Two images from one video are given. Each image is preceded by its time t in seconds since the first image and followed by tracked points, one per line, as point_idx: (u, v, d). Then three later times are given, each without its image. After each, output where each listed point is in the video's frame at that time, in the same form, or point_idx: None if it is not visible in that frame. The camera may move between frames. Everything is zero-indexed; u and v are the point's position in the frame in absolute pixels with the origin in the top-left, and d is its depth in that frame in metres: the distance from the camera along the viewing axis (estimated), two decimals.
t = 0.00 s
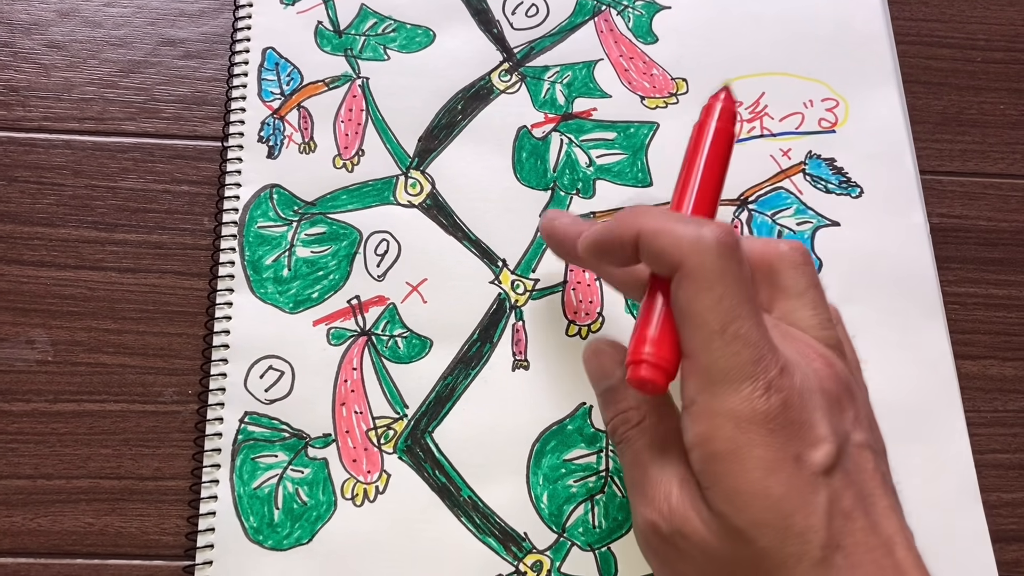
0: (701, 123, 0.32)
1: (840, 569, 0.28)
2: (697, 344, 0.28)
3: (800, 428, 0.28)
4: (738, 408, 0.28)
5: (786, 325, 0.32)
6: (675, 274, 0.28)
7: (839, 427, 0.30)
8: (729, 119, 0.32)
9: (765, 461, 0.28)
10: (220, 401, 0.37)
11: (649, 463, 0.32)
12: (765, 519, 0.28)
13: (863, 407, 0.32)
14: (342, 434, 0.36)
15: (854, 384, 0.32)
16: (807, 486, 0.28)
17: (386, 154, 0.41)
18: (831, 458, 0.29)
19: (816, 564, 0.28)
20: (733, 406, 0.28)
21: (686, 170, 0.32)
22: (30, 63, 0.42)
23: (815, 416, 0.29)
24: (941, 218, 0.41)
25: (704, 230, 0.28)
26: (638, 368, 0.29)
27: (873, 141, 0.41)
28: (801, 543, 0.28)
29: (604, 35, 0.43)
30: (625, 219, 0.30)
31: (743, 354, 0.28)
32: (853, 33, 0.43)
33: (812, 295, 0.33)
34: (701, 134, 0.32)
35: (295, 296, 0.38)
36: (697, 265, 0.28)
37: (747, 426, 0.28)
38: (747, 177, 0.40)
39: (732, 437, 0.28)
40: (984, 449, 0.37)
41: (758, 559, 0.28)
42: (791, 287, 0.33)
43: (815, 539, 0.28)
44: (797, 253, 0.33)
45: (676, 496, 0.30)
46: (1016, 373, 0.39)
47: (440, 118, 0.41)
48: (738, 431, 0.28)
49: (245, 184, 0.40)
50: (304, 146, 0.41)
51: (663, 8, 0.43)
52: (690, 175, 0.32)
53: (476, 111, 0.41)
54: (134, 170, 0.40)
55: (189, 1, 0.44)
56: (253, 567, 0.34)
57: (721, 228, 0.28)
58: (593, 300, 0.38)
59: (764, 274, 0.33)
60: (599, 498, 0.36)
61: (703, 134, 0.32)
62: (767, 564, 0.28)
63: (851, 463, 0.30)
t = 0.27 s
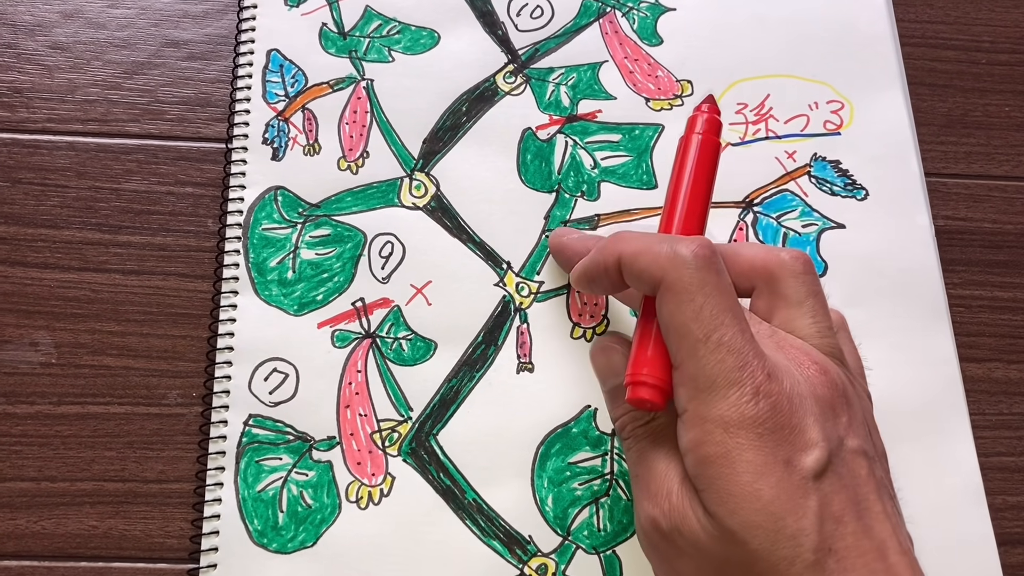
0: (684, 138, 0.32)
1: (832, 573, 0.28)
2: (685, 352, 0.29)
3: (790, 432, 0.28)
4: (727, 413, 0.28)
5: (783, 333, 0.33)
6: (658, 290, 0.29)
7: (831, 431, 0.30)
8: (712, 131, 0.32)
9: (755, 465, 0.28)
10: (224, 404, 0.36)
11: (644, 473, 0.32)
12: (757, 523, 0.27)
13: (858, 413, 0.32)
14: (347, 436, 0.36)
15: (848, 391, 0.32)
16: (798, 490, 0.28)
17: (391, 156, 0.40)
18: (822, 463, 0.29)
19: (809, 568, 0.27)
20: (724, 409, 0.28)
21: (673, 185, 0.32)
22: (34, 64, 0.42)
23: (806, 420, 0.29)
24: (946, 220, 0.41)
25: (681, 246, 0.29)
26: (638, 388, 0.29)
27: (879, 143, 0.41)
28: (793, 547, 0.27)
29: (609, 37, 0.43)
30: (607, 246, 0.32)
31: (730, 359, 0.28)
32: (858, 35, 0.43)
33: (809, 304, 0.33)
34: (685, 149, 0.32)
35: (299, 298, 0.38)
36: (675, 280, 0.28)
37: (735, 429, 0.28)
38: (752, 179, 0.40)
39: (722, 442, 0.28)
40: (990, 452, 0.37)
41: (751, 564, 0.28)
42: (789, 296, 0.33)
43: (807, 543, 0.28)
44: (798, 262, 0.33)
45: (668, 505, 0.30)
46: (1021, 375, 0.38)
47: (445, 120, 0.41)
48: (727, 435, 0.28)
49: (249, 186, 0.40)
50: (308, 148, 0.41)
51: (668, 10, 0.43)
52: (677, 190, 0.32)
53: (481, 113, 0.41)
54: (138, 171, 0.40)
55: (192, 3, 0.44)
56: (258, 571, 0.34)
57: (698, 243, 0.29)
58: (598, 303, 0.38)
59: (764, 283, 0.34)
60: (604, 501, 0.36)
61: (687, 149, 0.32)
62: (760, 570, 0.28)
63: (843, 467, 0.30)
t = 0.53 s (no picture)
0: (683, 137, 0.33)
1: (827, 567, 0.28)
2: (681, 347, 0.29)
3: (785, 427, 0.29)
4: (723, 407, 0.28)
5: (781, 331, 0.33)
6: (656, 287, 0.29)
7: (827, 427, 0.30)
8: (711, 132, 0.32)
9: (750, 458, 0.28)
10: (224, 403, 0.37)
11: (643, 468, 0.32)
12: (752, 516, 0.28)
13: (855, 410, 0.32)
14: (346, 435, 0.37)
15: (846, 389, 0.32)
16: (793, 484, 0.28)
17: (390, 157, 0.41)
18: (817, 458, 0.29)
19: (804, 561, 0.28)
20: (720, 404, 0.28)
21: (673, 183, 0.33)
22: (34, 65, 0.43)
23: (801, 416, 0.29)
24: (942, 221, 0.41)
25: (678, 242, 0.29)
26: (637, 383, 0.30)
27: (876, 144, 0.41)
28: (787, 539, 0.28)
29: (607, 38, 0.43)
30: (607, 245, 0.32)
31: (726, 354, 0.28)
32: (855, 36, 0.43)
33: (808, 302, 0.33)
34: (684, 148, 0.32)
35: (299, 298, 0.38)
36: (673, 276, 0.29)
37: (730, 423, 0.28)
38: (749, 179, 0.40)
39: (718, 435, 0.28)
40: (985, 451, 0.37)
41: (746, 556, 0.28)
42: (789, 294, 0.33)
43: (801, 536, 0.28)
44: (797, 261, 0.33)
45: (665, 498, 0.30)
46: (1017, 375, 0.39)
47: (444, 120, 0.41)
48: (722, 428, 0.28)
49: (249, 186, 0.40)
50: (308, 149, 0.41)
51: (666, 11, 0.43)
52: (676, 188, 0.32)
53: (480, 114, 0.41)
54: (139, 172, 0.41)
55: (192, 4, 0.44)
56: (257, 569, 0.34)
57: (695, 240, 0.29)
58: (596, 303, 0.39)
59: (763, 281, 0.34)
60: (602, 499, 0.36)
61: (686, 148, 0.32)
62: (755, 562, 0.28)
63: (838, 463, 0.30)
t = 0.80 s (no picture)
0: (754, 118, 0.32)
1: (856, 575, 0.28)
2: (738, 343, 0.29)
3: (833, 434, 0.29)
4: (776, 409, 0.28)
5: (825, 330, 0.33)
6: (721, 273, 0.29)
7: (870, 437, 0.30)
8: (784, 113, 0.32)
9: (798, 463, 0.28)
10: (220, 401, 0.37)
11: (672, 456, 0.32)
12: (792, 520, 0.28)
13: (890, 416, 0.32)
14: (343, 434, 0.37)
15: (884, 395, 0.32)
16: (834, 492, 0.28)
17: (387, 155, 0.41)
18: (858, 468, 0.29)
19: (837, 568, 0.28)
20: (774, 406, 0.28)
21: (737, 165, 0.32)
22: (32, 64, 0.43)
23: (850, 425, 0.29)
24: (938, 219, 0.41)
25: (750, 232, 0.29)
26: (678, 369, 0.29)
27: (872, 143, 0.41)
28: (822, 546, 0.28)
29: (603, 37, 0.43)
30: (670, 220, 0.31)
31: (785, 356, 0.28)
32: (852, 35, 0.43)
33: (849, 304, 0.33)
34: (754, 128, 0.32)
35: (295, 297, 0.38)
36: (742, 266, 0.28)
37: (782, 426, 0.28)
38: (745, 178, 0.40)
39: (767, 437, 0.28)
40: (981, 449, 0.37)
41: (779, 558, 0.28)
42: (831, 294, 0.33)
43: (836, 544, 0.28)
44: (840, 261, 0.34)
45: (700, 491, 0.30)
46: (1013, 373, 0.39)
47: (441, 119, 0.41)
48: (774, 430, 0.28)
49: (245, 185, 0.40)
50: (304, 147, 0.41)
51: (663, 10, 0.44)
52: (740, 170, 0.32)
53: (477, 113, 0.41)
54: (136, 170, 0.41)
55: (190, 3, 0.44)
56: (254, 567, 0.35)
57: (766, 231, 0.29)
58: (593, 301, 0.39)
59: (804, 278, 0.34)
60: (598, 498, 0.36)
61: (757, 129, 0.32)
62: (788, 564, 0.28)
63: (875, 474, 0.30)
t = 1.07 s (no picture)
0: (705, 116, 0.31)
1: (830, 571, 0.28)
2: (696, 348, 0.28)
3: (798, 432, 0.28)
4: (738, 411, 0.28)
5: (796, 329, 0.33)
6: (670, 282, 0.29)
7: (838, 433, 0.30)
8: (734, 110, 0.31)
9: (763, 463, 0.28)
10: (216, 400, 0.37)
11: (646, 464, 0.32)
12: (762, 520, 0.28)
13: (864, 413, 0.32)
14: (339, 433, 0.36)
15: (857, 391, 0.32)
16: (802, 490, 0.28)
17: (383, 154, 0.41)
18: (827, 463, 0.29)
19: (810, 565, 0.28)
20: (734, 408, 0.28)
21: (692, 167, 0.31)
22: (27, 61, 0.42)
23: (816, 422, 0.29)
24: (936, 218, 0.41)
25: (696, 238, 0.28)
26: (645, 379, 0.29)
27: (870, 142, 0.41)
28: (794, 543, 0.28)
29: (601, 35, 0.43)
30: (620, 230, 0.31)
31: (743, 358, 0.28)
32: (850, 34, 0.43)
33: (821, 301, 0.33)
34: (707, 127, 0.31)
35: (291, 295, 0.38)
36: (692, 274, 0.28)
37: (745, 427, 0.28)
38: (743, 177, 0.40)
39: (731, 438, 0.28)
40: (979, 449, 0.37)
41: (752, 560, 0.28)
42: (803, 291, 0.33)
43: (807, 541, 0.28)
44: (813, 259, 0.33)
45: (673, 496, 0.30)
46: (1011, 373, 0.39)
47: (437, 117, 0.41)
48: (737, 432, 0.28)
49: (241, 183, 0.40)
50: (301, 145, 0.41)
51: (661, 8, 0.43)
52: (697, 171, 0.31)
53: (473, 111, 0.41)
54: (131, 168, 0.40)
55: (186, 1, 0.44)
56: (249, 567, 0.34)
57: (714, 236, 0.28)
58: (590, 300, 0.39)
59: (776, 277, 0.34)
60: (595, 497, 0.36)
61: (709, 129, 0.31)
62: (761, 564, 0.28)
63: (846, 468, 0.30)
